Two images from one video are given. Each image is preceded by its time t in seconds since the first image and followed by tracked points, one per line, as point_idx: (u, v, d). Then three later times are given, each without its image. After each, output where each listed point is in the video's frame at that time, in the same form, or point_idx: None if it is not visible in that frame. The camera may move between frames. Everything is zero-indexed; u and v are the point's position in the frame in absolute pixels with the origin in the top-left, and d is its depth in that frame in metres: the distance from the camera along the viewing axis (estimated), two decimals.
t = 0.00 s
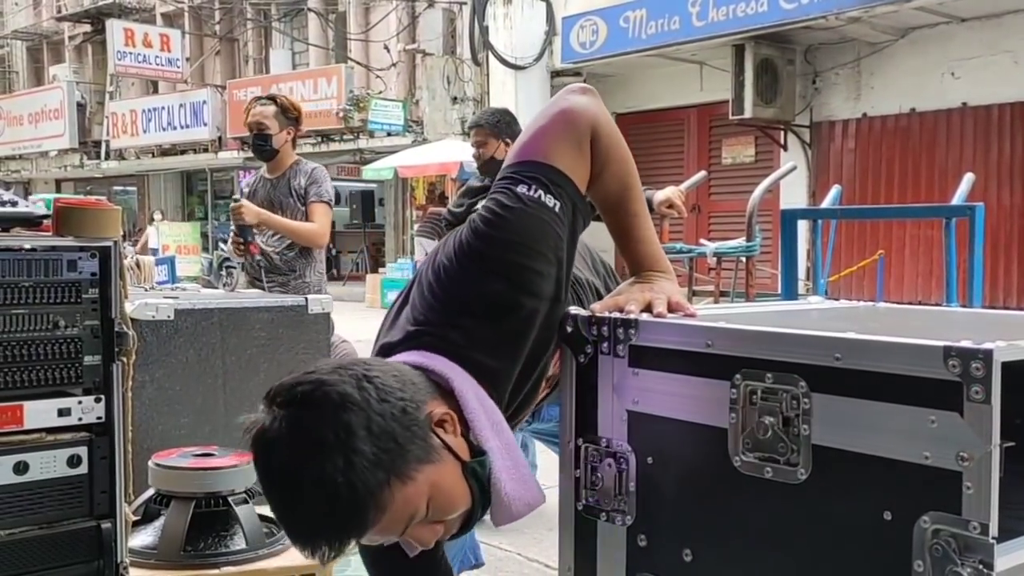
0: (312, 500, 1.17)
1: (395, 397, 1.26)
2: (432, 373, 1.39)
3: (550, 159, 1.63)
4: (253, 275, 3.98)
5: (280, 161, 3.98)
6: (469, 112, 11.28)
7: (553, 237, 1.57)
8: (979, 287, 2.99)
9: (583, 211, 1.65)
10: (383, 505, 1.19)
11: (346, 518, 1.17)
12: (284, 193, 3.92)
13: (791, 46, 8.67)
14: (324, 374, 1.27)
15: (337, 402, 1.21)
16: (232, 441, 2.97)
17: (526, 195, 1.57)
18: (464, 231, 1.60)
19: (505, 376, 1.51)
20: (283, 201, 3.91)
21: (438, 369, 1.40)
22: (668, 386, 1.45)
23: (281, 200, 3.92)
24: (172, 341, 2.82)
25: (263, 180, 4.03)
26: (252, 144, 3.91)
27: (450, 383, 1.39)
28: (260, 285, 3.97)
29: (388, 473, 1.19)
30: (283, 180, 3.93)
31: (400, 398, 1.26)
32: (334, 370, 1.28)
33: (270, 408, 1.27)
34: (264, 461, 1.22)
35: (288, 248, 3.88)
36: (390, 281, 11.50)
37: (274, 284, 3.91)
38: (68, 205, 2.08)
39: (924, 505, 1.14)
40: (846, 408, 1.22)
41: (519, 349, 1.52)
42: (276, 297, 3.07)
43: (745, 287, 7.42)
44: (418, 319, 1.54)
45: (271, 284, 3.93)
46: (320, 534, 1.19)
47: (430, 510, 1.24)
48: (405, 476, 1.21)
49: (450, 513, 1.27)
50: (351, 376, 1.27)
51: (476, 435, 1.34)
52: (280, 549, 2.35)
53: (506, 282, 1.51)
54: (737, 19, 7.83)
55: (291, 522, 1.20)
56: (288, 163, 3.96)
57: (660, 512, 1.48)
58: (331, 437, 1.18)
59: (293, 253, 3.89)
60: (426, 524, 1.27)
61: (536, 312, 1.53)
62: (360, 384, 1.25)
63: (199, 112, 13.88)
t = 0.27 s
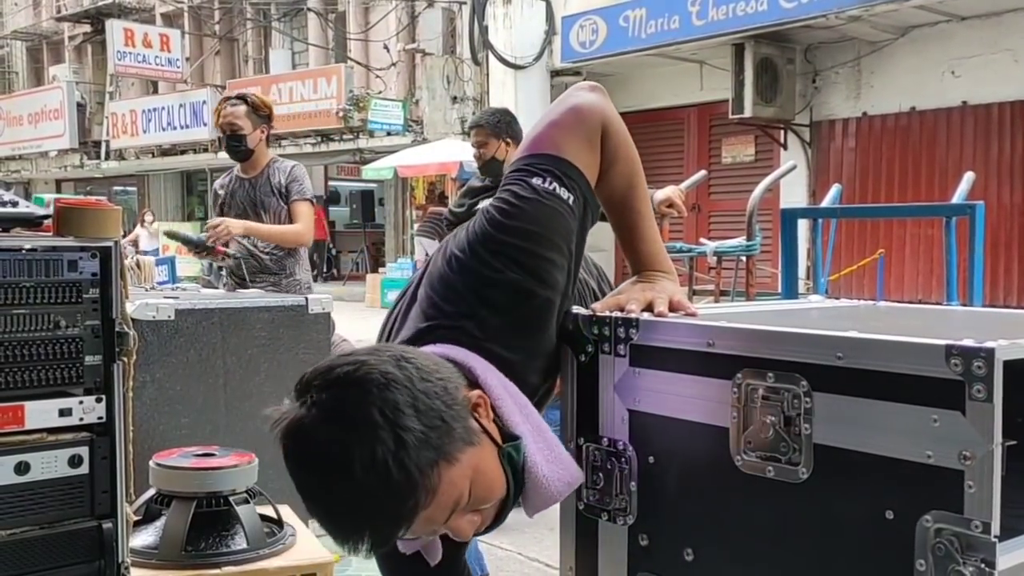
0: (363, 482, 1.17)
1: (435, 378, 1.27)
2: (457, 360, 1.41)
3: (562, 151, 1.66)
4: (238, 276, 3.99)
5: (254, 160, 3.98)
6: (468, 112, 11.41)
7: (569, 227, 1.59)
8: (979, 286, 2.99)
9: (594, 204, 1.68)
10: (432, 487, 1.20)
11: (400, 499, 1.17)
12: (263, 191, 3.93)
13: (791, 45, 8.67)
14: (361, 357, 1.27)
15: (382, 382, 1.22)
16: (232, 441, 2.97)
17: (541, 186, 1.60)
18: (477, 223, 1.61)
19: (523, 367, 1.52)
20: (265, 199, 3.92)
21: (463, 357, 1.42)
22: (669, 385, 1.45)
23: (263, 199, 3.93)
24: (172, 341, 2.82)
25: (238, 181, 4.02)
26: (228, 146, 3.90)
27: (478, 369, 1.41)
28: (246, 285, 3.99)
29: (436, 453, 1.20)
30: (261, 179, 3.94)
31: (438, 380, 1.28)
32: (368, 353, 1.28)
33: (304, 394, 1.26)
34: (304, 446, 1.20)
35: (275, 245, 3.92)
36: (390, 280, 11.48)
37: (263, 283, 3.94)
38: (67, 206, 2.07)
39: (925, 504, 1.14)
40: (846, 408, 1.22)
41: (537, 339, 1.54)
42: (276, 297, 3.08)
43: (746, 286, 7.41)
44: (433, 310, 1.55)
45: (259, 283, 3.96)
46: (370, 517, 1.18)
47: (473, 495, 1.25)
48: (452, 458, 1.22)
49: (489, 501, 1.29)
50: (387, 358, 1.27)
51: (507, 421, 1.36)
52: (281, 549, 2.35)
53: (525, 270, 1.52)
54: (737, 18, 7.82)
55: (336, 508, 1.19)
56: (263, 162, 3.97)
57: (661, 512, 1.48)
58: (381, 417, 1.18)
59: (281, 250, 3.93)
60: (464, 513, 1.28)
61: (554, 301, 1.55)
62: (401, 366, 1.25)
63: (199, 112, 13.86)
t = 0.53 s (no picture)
0: (347, 510, 1.22)
1: (427, 407, 1.28)
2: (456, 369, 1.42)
3: (569, 150, 1.66)
4: (230, 276, 4.03)
5: (239, 160, 4.00)
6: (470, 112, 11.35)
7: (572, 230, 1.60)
8: (982, 285, 2.98)
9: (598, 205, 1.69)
10: (414, 515, 1.25)
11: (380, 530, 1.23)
12: (256, 193, 3.98)
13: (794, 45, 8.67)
14: (355, 381, 1.28)
15: (372, 414, 1.23)
16: (235, 441, 2.98)
17: (546, 183, 1.60)
18: (480, 217, 1.61)
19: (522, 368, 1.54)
20: (259, 201, 3.98)
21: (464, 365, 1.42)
22: (672, 385, 1.46)
23: (256, 200, 3.98)
24: (175, 341, 2.83)
25: (223, 181, 4.01)
26: (218, 148, 3.91)
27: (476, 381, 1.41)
28: (238, 285, 4.04)
29: (420, 484, 1.24)
30: (252, 180, 3.98)
31: (430, 405, 1.29)
32: (361, 377, 1.28)
33: (297, 410, 1.28)
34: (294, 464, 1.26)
35: (270, 246, 4.01)
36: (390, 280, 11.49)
37: (260, 283, 4.01)
38: (73, 206, 2.08)
39: (930, 503, 1.14)
40: (850, 408, 1.22)
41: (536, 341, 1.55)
42: (279, 297, 3.08)
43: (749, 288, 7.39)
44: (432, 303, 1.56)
45: (254, 282, 4.03)
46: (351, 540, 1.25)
47: (456, 514, 1.31)
48: (435, 487, 1.26)
49: (473, 513, 1.35)
50: (381, 382, 1.28)
51: (501, 439, 1.38)
52: (285, 548, 2.36)
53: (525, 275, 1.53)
54: (739, 18, 7.81)
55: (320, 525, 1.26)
56: (249, 162, 4.00)
57: (666, 511, 1.48)
58: (368, 450, 1.21)
59: (276, 250, 4.03)
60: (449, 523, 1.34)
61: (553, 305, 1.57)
62: (394, 396, 1.26)
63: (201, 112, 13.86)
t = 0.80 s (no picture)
0: (305, 503, 1.26)
1: (386, 405, 1.28)
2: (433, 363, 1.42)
3: (570, 150, 1.65)
4: (230, 274, 4.03)
5: (234, 158, 3.97)
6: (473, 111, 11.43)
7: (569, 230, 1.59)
8: (986, 285, 2.98)
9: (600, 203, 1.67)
10: (370, 507, 1.28)
11: (334, 523, 1.27)
12: (253, 191, 3.96)
13: (797, 44, 8.66)
14: (316, 378, 1.30)
15: (326, 412, 1.25)
16: (238, 439, 2.98)
17: (541, 183, 1.59)
18: (477, 216, 1.61)
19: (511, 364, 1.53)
20: (256, 199, 3.96)
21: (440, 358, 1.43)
22: (677, 383, 1.45)
23: (254, 198, 3.95)
24: (178, 338, 2.83)
25: (219, 180, 3.98)
26: (215, 147, 3.87)
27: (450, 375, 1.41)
28: (237, 282, 4.05)
29: (376, 480, 1.25)
30: (248, 178, 3.95)
31: (392, 404, 1.29)
32: (327, 375, 1.31)
33: (265, 406, 1.32)
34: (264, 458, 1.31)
35: (270, 243, 4.01)
36: (393, 279, 11.50)
37: (260, 281, 4.03)
38: (77, 203, 2.10)
39: (936, 502, 1.14)
40: (858, 407, 1.22)
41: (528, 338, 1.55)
42: (282, 295, 3.09)
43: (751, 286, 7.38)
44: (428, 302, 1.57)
45: (254, 280, 4.03)
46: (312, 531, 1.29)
47: (419, 503, 1.32)
48: (392, 482, 1.27)
49: (440, 502, 1.35)
50: (344, 382, 1.29)
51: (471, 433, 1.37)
52: (287, 546, 2.36)
53: (513, 273, 1.52)
54: (743, 17, 7.80)
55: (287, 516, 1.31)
56: (243, 160, 3.97)
57: (671, 510, 1.48)
58: (321, 447, 1.24)
59: (276, 248, 4.03)
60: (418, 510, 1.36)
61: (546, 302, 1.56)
62: (352, 393, 1.27)
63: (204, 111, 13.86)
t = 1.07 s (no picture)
0: (338, 466, 1.48)
1: (409, 385, 1.48)
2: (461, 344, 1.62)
3: (613, 151, 1.83)
4: (235, 270, 4.02)
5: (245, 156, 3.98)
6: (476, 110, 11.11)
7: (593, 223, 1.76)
8: (991, 287, 2.96)
9: (636, 201, 1.83)
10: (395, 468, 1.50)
11: (363, 482, 1.50)
12: (264, 189, 3.98)
13: (801, 44, 8.64)
14: (349, 360, 1.50)
15: (358, 392, 1.46)
16: (241, 437, 2.98)
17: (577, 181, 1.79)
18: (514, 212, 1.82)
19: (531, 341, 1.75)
20: (266, 197, 3.99)
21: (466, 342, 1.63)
22: (679, 382, 1.45)
23: (264, 196, 3.98)
24: (181, 335, 2.83)
25: (228, 176, 3.98)
26: (228, 144, 3.88)
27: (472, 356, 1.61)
28: (240, 279, 4.04)
29: (398, 445, 1.47)
30: (259, 176, 3.98)
31: (411, 383, 1.48)
32: (356, 356, 1.50)
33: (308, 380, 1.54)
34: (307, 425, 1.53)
35: (276, 241, 4.03)
36: (396, 277, 11.47)
37: (265, 279, 4.03)
38: (81, 200, 2.10)
39: (939, 503, 1.14)
40: (862, 407, 1.22)
41: (548, 318, 1.76)
42: (285, 293, 3.09)
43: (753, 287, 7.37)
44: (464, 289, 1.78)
45: (258, 278, 4.04)
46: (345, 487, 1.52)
47: (441, 462, 1.55)
48: (416, 448, 1.49)
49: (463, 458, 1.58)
50: (370, 363, 1.49)
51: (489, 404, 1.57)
52: (289, 544, 2.36)
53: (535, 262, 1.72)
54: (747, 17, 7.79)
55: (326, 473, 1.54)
56: (254, 157, 3.99)
57: (673, 510, 1.47)
58: (352, 420, 1.46)
59: (282, 246, 4.05)
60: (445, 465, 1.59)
61: (565, 285, 1.76)
62: (380, 375, 1.47)
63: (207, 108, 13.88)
